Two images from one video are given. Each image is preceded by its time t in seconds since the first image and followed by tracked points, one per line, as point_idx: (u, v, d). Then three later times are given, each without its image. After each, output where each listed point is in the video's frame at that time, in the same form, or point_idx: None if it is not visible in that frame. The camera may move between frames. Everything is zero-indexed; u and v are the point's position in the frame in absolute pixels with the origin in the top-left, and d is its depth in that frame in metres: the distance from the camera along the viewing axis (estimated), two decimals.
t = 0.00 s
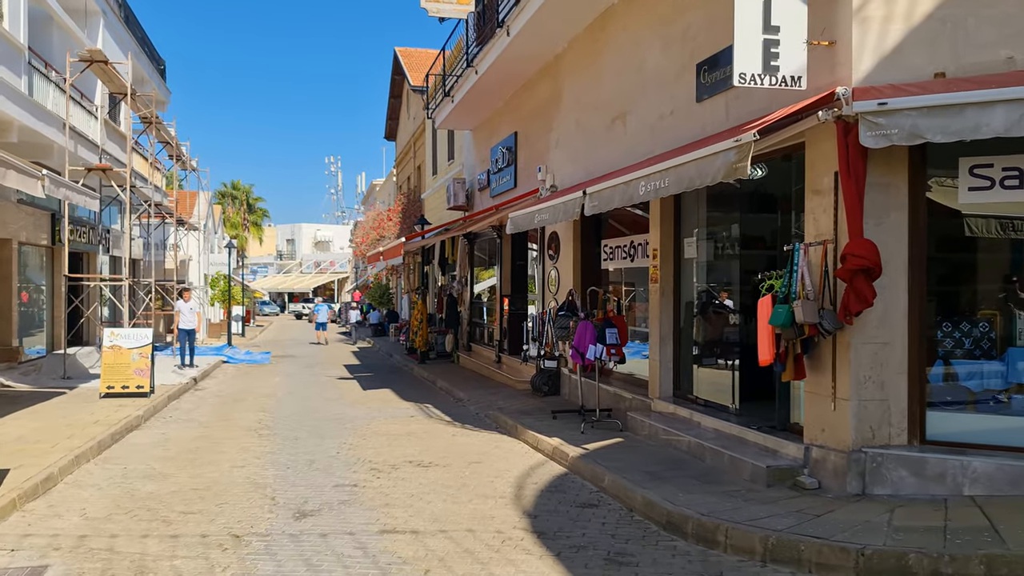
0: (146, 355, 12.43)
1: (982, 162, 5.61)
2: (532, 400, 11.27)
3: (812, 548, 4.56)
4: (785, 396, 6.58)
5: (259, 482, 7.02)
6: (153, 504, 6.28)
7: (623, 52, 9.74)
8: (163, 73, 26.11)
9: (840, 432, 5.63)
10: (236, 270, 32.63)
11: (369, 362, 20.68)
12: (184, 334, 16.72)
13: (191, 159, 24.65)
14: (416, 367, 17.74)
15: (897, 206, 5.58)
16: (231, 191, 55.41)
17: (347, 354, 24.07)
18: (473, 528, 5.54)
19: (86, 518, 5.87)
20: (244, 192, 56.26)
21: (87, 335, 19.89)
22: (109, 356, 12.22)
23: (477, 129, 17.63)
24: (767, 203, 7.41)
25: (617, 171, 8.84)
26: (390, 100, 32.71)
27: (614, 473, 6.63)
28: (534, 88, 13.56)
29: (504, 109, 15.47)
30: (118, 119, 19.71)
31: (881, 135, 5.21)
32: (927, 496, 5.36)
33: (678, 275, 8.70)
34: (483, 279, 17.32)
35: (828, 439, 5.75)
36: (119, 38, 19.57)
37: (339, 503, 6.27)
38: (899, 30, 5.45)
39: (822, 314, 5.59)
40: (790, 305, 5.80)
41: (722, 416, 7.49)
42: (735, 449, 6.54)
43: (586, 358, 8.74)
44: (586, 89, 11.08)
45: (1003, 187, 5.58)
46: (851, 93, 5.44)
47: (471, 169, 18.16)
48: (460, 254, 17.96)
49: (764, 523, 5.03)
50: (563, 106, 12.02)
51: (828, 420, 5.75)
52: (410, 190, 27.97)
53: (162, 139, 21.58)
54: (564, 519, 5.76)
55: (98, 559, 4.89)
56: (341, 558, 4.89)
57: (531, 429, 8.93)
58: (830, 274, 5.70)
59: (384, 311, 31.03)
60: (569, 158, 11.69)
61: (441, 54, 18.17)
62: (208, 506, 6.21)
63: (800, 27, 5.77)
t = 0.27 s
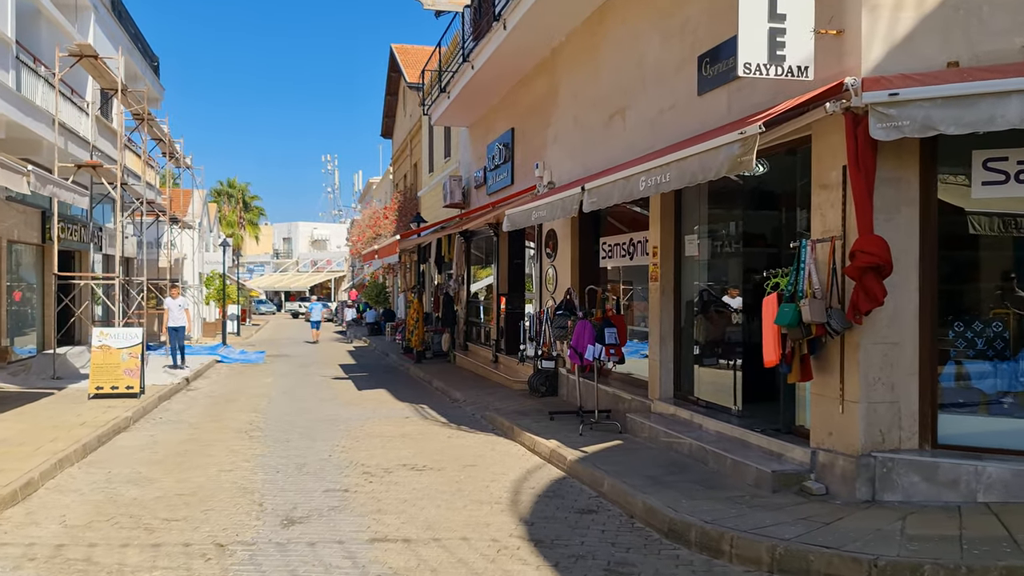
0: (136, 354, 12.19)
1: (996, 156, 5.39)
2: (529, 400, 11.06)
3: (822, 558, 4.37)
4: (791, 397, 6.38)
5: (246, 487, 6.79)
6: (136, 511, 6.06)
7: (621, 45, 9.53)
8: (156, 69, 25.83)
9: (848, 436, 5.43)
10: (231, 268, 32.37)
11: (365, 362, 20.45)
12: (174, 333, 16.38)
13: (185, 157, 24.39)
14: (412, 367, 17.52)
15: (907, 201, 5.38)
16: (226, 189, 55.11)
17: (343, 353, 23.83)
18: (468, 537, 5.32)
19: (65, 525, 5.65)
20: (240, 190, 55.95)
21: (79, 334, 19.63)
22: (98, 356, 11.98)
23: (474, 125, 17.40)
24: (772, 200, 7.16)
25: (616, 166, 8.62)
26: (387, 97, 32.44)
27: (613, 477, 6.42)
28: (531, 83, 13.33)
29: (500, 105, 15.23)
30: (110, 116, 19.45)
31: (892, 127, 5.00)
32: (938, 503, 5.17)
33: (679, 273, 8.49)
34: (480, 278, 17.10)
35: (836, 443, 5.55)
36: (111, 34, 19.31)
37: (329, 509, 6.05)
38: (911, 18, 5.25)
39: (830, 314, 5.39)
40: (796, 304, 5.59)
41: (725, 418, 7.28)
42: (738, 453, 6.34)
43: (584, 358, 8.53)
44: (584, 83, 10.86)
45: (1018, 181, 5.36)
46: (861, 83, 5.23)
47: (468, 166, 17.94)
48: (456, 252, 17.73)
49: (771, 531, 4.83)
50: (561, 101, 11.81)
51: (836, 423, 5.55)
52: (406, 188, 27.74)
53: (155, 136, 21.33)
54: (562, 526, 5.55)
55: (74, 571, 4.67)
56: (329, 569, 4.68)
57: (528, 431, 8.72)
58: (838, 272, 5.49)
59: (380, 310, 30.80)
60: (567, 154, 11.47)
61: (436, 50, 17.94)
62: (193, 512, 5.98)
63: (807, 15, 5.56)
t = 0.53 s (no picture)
0: (128, 354, 11.96)
1: (1012, 149, 5.21)
2: (528, 401, 10.86)
3: (836, 569, 4.18)
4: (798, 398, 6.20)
5: (236, 491, 6.58)
6: (121, 517, 5.84)
7: (622, 38, 9.33)
8: (151, 66, 25.55)
9: (860, 440, 5.23)
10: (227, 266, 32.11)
11: (361, 361, 20.23)
12: (165, 333, 16.04)
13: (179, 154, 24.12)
14: (409, 366, 17.31)
15: (921, 195, 5.18)
16: (222, 187, 54.82)
17: (339, 353, 23.61)
18: (465, 545, 5.12)
19: (46, 533, 5.44)
20: (236, 188, 55.66)
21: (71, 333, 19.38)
22: (88, 356, 11.75)
23: (471, 122, 17.18)
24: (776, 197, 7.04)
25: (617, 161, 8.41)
26: (383, 95, 32.21)
27: (615, 481, 6.22)
28: (529, 79, 13.13)
29: (498, 101, 15.02)
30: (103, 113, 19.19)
31: (906, 119, 4.81)
32: (955, 509, 4.98)
33: (682, 270, 8.29)
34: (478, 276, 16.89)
35: (847, 447, 5.35)
36: (103, 29, 19.04)
37: (321, 515, 5.84)
38: (925, 5, 5.06)
39: (841, 313, 5.19)
40: (806, 303, 5.40)
41: (730, 420, 7.08)
42: (744, 456, 6.15)
43: (584, 358, 8.33)
44: (583, 78, 10.66)
45: None
46: (873, 73, 5.03)
47: (465, 163, 17.72)
48: (454, 251, 17.52)
49: (781, 540, 4.62)
50: (560, 96, 11.60)
51: (846, 426, 5.35)
52: (403, 186, 27.52)
53: (149, 133, 21.07)
54: (563, 533, 5.35)
55: None
56: None
57: (527, 432, 8.51)
58: (849, 269, 5.29)
59: (377, 308, 30.58)
60: (566, 150, 11.27)
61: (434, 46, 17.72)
62: (180, 519, 5.77)
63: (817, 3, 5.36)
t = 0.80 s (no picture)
0: (120, 353, 11.73)
1: None
2: (528, 400, 10.65)
3: None
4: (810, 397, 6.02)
5: (230, 495, 6.36)
6: (110, 522, 5.62)
7: (625, 29, 9.12)
8: (145, 61, 25.26)
9: (879, 442, 5.03)
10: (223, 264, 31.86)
11: (359, 359, 20.00)
12: (157, 333, 15.72)
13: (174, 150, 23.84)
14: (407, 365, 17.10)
15: (941, 188, 4.98)
16: (219, 185, 54.54)
17: (336, 351, 23.37)
18: (467, 552, 4.91)
19: (30, 540, 5.21)
20: (233, 186, 55.34)
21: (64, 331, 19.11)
22: (80, 355, 11.52)
23: (470, 117, 16.95)
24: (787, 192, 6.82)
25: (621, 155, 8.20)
26: (381, 91, 31.97)
27: (622, 484, 6.01)
28: (529, 73, 12.91)
29: (497, 95, 14.79)
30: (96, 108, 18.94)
31: (928, 107, 4.60)
32: (978, 514, 4.80)
33: (688, 267, 8.09)
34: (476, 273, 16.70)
35: (863, 449, 5.16)
36: (97, 23, 18.76)
37: (317, 520, 5.62)
38: None
39: (859, 310, 4.99)
40: (822, 300, 5.19)
41: (738, 421, 6.89)
42: (755, 458, 5.95)
43: (588, 356, 8.12)
44: (585, 71, 10.45)
45: None
46: (893, 61, 4.83)
47: (463, 159, 17.50)
48: (452, 248, 17.30)
49: (798, 547, 4.42)
50: (561, 89, 11.39)
51: (864, 427, 5.15)
52: (400, 183, 27.32)
53: (144, 129, 20.81)
54: (569, 539, 5.14)
55: None
56: None
57: (529, 433, 8.31)
58: (867, 265, 5.09)
59: (374, 306, 30.35)
60: (568, 144, 11.05)
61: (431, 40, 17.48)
62: (170, 524, 5.54)
63: None
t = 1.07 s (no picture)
0: (112, 354, 11.49)
1: None
2: (528, 402, 10.45)
3: None
4: (821, 401, 5.83)
5: (222, 503, 6.14)
6: (96, 533, 5.40)
7: (628, 24, 8.92)
8: (139, 58, 24.98)
9: (896, 449, 4.82)
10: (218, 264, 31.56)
11: (355, 360, 19.77)
12: (142, 331, 15.45)
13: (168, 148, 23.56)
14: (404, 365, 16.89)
15: (961, 185, 4.79)
16: (214, 183, 54.21)
17: (332, 351, 23.12)
18: (468, 565, 4.69)
19: (12, 552, 4.99)
20: (228, 185, 55.00)
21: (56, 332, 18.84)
22: (70, 356, 11.26)
23: (468, 115, 16.74)
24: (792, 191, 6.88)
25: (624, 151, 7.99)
26: (377, 89, 31.73)
27: (628, 492, 5.81)
28: (528, 69, 12.71)
29: (496, 92, 14.58)
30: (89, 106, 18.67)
31: (950, 100, 4.40)
32: (1000, 525, 4.61)
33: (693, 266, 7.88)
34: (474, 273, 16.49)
35: (879, 456, 4.96)
36: (90, 19, 18.49)
37: (312, 530, 5.41)
38: None
39: (876, 312, 4.78)
40: (838, 301, 4.98)
41: (746, 425, 6.68)
42: (764, 465, 5.76)
43: (590, 358, 7.91)
44: (586, 66, 10.25)
45: None
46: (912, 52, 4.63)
47: (461, 157, 17.29)
48: (450, 247, 17.09)
49: (815, 561, 4.22)
50: (561, 85, 11.18)
51: (880, 434, 4.95)
52: (397, 182, 27.09)
53: (138, 127, 20.56)
54: (574, 550, 4.93)
55: None
56: None
57: (530, 437, 8.11)
58: (884, 265, 4.88)
59: (371, 306, 30.13)
60: (568, 141, 10.85)
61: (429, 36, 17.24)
62: (159, 535, 5.32)
63: None
